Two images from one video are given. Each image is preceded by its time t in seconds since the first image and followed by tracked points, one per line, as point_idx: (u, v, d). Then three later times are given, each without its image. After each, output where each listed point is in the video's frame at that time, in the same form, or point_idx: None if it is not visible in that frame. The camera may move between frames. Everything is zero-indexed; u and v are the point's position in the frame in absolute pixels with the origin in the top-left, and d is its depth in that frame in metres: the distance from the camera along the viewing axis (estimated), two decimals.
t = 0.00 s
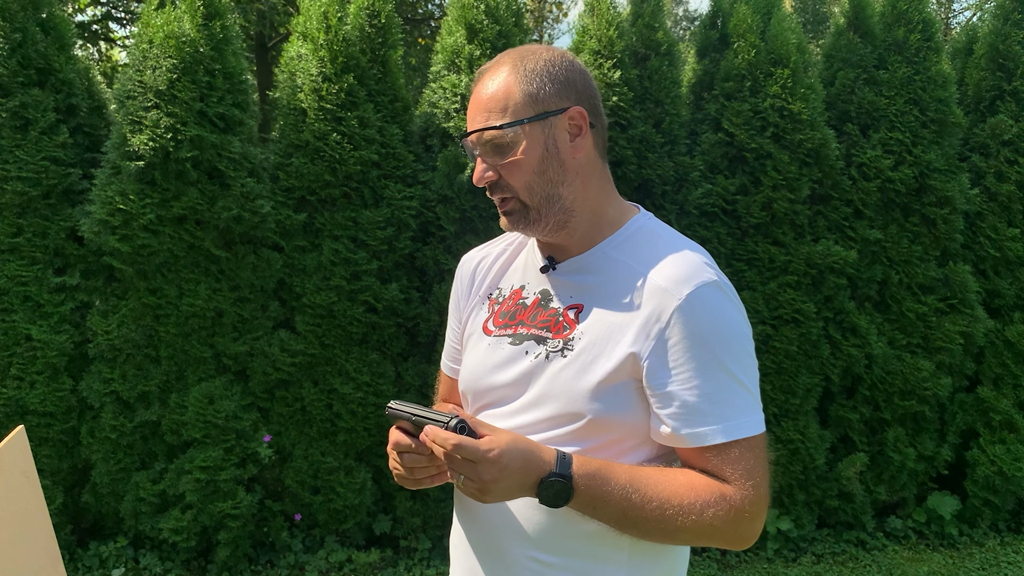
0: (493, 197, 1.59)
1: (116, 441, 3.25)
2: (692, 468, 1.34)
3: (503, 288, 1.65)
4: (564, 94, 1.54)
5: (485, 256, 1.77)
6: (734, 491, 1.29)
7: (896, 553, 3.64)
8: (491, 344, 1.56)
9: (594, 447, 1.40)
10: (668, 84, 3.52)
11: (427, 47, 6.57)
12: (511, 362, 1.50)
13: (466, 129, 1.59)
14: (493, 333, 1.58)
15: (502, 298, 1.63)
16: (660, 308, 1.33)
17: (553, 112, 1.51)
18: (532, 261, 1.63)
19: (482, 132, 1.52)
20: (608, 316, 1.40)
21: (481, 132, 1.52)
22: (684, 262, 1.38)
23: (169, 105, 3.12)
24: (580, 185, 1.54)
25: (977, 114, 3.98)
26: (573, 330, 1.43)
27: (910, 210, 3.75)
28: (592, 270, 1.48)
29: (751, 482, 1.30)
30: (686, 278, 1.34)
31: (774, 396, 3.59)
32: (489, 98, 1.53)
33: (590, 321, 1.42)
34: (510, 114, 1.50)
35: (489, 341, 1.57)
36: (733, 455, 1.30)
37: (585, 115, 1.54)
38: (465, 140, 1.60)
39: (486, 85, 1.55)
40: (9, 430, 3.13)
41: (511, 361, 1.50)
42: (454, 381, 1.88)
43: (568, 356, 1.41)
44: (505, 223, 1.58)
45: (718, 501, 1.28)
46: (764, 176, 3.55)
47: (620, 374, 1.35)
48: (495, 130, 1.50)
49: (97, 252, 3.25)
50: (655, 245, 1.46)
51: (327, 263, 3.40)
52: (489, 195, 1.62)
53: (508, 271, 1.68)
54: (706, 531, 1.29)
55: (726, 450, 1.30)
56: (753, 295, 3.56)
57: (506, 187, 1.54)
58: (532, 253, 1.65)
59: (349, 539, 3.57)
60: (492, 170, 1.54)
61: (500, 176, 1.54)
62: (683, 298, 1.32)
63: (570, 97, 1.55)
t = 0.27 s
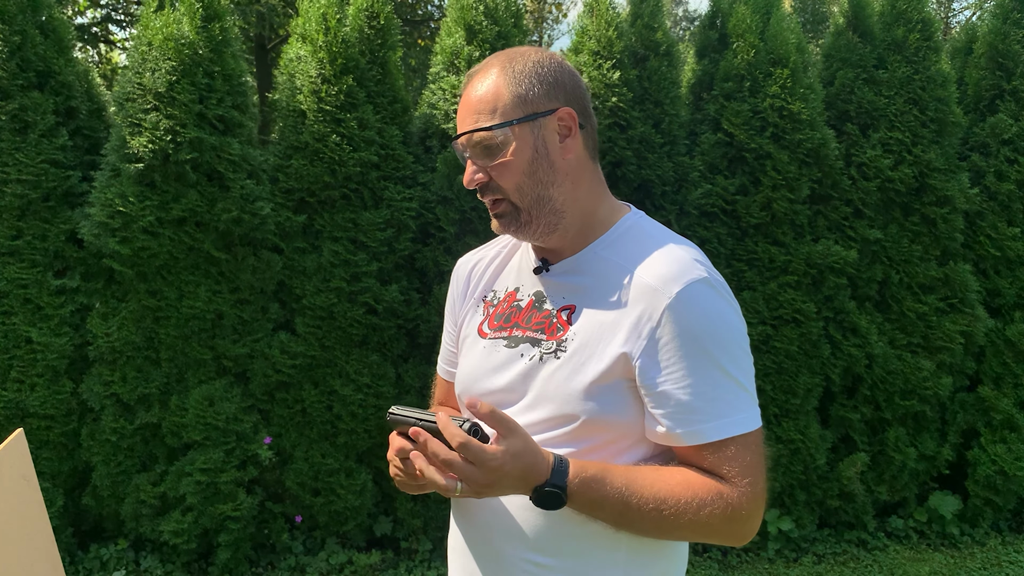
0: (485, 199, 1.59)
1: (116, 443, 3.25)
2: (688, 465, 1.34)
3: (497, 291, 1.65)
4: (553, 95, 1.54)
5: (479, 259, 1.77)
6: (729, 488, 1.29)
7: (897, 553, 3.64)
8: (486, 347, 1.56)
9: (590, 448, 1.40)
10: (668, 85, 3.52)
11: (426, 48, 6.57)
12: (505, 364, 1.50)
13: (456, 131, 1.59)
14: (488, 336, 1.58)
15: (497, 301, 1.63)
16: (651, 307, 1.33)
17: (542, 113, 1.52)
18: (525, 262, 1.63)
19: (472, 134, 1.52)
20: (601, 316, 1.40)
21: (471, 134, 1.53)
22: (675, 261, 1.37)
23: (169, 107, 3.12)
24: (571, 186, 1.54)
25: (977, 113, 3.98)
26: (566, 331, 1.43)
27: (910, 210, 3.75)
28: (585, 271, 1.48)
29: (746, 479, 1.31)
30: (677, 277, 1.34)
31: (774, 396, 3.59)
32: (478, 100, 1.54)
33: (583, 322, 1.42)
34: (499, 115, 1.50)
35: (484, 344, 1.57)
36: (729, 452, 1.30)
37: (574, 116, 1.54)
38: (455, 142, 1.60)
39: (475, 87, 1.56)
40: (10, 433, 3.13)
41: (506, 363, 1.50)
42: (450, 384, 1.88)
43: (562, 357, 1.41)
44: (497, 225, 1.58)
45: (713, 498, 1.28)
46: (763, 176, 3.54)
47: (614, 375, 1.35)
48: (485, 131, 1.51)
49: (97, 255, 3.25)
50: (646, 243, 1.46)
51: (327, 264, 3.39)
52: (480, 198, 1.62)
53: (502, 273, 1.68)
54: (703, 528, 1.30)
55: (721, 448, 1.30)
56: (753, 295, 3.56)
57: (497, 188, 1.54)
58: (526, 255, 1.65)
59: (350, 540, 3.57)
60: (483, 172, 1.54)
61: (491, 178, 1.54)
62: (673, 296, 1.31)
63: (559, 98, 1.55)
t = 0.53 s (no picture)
0: (488, 200, 1.59)
1: (117, 446, 3.25)
2: (680, 464, 1.34)
3: (497, 291, 1.65)
4: (557, 96, 1.55)
5: (479, 260, 1.77)
6: (720, 488, 1.29)
7: (898, 554, 3.63)
8: (486, 347, 1.57)
9: (586, 447, 1.40)
10: (667, 86, 3.53)
11: (426, 50, 6.58)
12: (506, 364, 1.51)
13: (459, 132, 1.58)
14: (488, 337, 1.58)
15: (496, 302, 1.63)
16: (651, 304, 1.33)
17: (546, 114, 1.52)
18: (525, 263, 1.64)
19: (476, 134, 1.52)
20: (601, 314, 1.40)
21: (475, 134, 1.52)
22: (676, 259, 1.38)
23: (169, 110, 3.13)
24: (574, 188, 1.55)
25: (976, 114, 3.98)
26: (567, 330, 1.44)
27: (909, 210, 3.76)
28: (586, 270, 1.48)
29: (737, 480, 1.30)
30: (677, 274, 1.34)
31: (775, 397, 3.59)
32: (482, 100, 1.53)
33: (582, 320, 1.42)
34: (504, 116, 1.50)
35: (484, 344, 1.58)
36: (721, 451, 1.30)
37: (578, 118, 1.55)
38: (458, 143, 1.60)
39: (479, 87, 1.55)
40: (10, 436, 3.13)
41: (506, 362, 1.51)
42: (445, 386, 1.88)
43: (562, 356, 1.41)
44: (500, 226, 1.58)
45: (704, 497, 1.28)
46: (763, 178, 3.55)
47: (613, 373, 1.35)
48: (490, 131, 1.50)
49: (98, 258, 3.25)
50: (647, 242, 1.47)
51: (328, 267, 3.40)
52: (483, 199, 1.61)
53: (502, 275, 1.68)
54: (692, 528, 1.29)
55: (713, 447, 1.30)
56: (753, 296, 3.56)
57: (501, 189, 1.54)
58: (526, 256, 1.66)
59: (350, 543, 3.57)
60: (486, 173, 1.54)
61: (494, 179, 1.54)
62: (673, 293, 1.32)
63: (563, 100, 1.56)
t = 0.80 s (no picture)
0: (491, 203, 1.59)
1: (117, 449, 3.25)
2: (690, 465, 1.33)
3: (498, 295, 1.65)
4: (559, 98, 1.55)
5: (479, 263, 1.77)
6: (731, 489, 1.28)
7: (899, 556, 3.63)
8: (487, 350, 1.57)
9: (590, 450, 1.39)
10: (666, 88, 3.53)
11: (425, 52, 6.59)
12: (507, 366, 1.50)
13: (461, 136, 1.59)
14: (489, 340, 1.58)
15: (497, 305, 1.63)
16: (656, 307, 1.33)
17: (549, 116, 1.52)
18: (526, 266, 1.64)
19: (479, 138, 1.52)
20: (605, 317, 1.40)
21: (478, 137, 1.53)
22: (679, 261, 1.38)
23: (168, 113, 3.13)
24: (576, 190, 1.55)
25: (975, 115, 3.98)
26: (569, 333, 1.44)
27: (909, 212, 3.76)
28: (587, 272, 1.48)
29: (748, 481, 1.29)
30: (681, 277, 1.34)
31: (775, 399, 3.58)
32: (484, 103, 1.54)
33: (587, 322, 1.42)
34: (506, 118, 1.50)
35: (486, 348, 1.57)
36: (731, 453, 1.29)
37: (580, 120, 1.55)
38: (461, 146, 1.60)
39: (481, 91, 1.55)
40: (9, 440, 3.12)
41: (508, 365, 1.50)
42: (446, 390, 1.88)
43: (566, 359, 1.41)
44: (502, 229, 1.57)
45: (716, 498, 1.27)
46: (763, 180, 3.55)
47: (618, 376, 1.35)
48: (494, 134, 1.51)
49: (97, 261, 3.25)
50: (649, 245, 1.47)
51: (327, 269, 3.39)
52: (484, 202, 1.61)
53: (502, 278, 1.68)
54: (704, 529, 1.29)
55: (723, 449, 1.29)
56: (753, 298, 3.56)
57: (504, 192, 1.54)
58: (527, 259, 1.66)
59: (350, 546, 3.57)
60: (489, 175, 1.54)
61: (497, 182, 1.54)
62: (678, 296, 1.32)
63: (565, 102, 1.56)
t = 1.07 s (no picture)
0: (508, 186, 1.57)
1: (114, 452, 3.24)
2: (700, 467, 1.33)
3: (492, 301, 1.65)
4: (590, 100, 1.62)
5: (473, 270, 1.77)
6: (742, 486, 1.28)
7: (897, 559, 3.63)
8: (483, 356, 1.57)
9: (591, 456, 1.38)
10: (664, 91, 3.53)
11: (424, 55, 6.60)
12: (503, 372, 1.50)
13: (489, 111, 1.57)
14: (485, 346, 1.58)
15: (492, 311, 1.63)
16: (653, 310, 1.34)
17: (581, 116, 1.57)
18: (521, 273, 1.64)
19: (517, 117, 1.52)
20: (601, 321, 1.40)
21: (516, 117, 1.53)
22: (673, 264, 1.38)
23: (165, 116, 3.12)
24: (594, 189, 1.59)
25: (972, 119, 3.99)
26: (565, 338, 1.43)
27: (906, 215, 3.76)
28: (582, 276, 1.49)
29: (758, 477, 1.29)
30: (676, 279, 1.35)
31: (772, 402, 3.58)
32: (524, 85, 1.54)
33: (583, 327, 1.42)
34: (547, 104, 1.53)
35: (482, 354, 1.57)
36: (739, 451, 1.29)
37: (601, 127, 1.64)
38: (486, 121, 1.57)
39: (521, 73, 1.56)
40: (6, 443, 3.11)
41: (504, 371, 1.50)
42: (445, 397, 1.89)
43: (562, 363, 1.41)
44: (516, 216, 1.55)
45: (729, 497, 1.27)
46: (760, 183, 3.55)
47: (616, 380, 1.34)
48: (533, 117, 1.52)
49: (94, 263, 3.25)
50: (642, 247, 1.47)
51: (325, 272, 3.39)
52: (499, 186, 1.58)
53: (497, 284, 1.68)
54: (718, 528, 1.29)
55: (730, 446, 1.29)
56: (751, 301, 3.56)
57: (529, 177, 1.54)
58: (521, 265, 1.66)
59: (348, 549, 3.56)
60: (519, 158, 1.54)
61: (526, 166, 1.54)
62: (674, 298, 1.32)
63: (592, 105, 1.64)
